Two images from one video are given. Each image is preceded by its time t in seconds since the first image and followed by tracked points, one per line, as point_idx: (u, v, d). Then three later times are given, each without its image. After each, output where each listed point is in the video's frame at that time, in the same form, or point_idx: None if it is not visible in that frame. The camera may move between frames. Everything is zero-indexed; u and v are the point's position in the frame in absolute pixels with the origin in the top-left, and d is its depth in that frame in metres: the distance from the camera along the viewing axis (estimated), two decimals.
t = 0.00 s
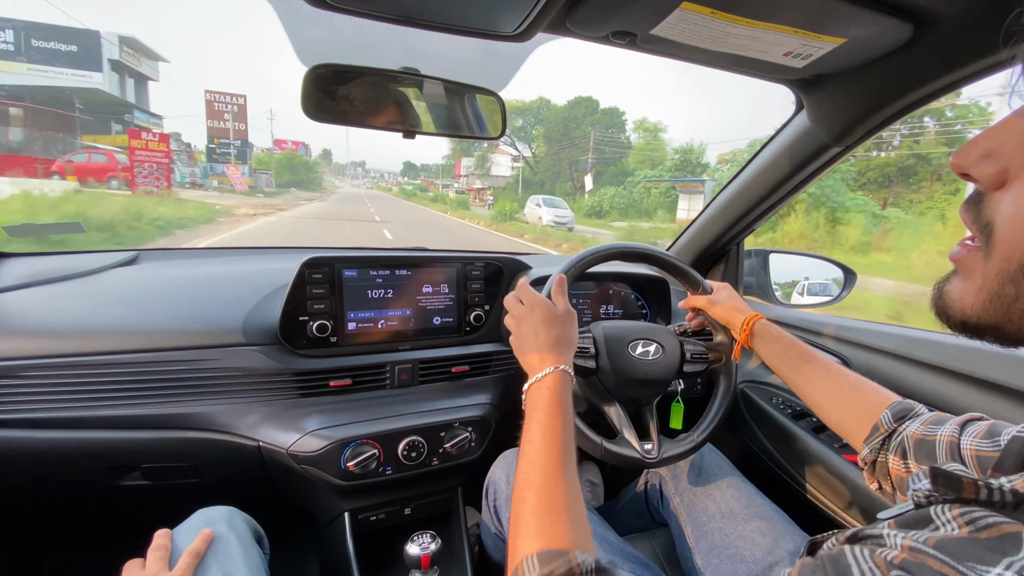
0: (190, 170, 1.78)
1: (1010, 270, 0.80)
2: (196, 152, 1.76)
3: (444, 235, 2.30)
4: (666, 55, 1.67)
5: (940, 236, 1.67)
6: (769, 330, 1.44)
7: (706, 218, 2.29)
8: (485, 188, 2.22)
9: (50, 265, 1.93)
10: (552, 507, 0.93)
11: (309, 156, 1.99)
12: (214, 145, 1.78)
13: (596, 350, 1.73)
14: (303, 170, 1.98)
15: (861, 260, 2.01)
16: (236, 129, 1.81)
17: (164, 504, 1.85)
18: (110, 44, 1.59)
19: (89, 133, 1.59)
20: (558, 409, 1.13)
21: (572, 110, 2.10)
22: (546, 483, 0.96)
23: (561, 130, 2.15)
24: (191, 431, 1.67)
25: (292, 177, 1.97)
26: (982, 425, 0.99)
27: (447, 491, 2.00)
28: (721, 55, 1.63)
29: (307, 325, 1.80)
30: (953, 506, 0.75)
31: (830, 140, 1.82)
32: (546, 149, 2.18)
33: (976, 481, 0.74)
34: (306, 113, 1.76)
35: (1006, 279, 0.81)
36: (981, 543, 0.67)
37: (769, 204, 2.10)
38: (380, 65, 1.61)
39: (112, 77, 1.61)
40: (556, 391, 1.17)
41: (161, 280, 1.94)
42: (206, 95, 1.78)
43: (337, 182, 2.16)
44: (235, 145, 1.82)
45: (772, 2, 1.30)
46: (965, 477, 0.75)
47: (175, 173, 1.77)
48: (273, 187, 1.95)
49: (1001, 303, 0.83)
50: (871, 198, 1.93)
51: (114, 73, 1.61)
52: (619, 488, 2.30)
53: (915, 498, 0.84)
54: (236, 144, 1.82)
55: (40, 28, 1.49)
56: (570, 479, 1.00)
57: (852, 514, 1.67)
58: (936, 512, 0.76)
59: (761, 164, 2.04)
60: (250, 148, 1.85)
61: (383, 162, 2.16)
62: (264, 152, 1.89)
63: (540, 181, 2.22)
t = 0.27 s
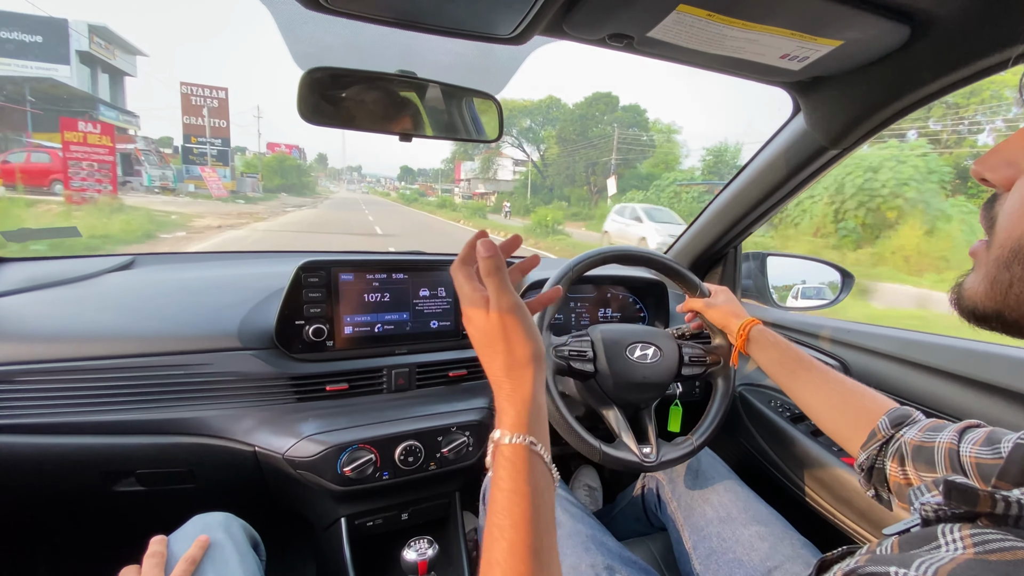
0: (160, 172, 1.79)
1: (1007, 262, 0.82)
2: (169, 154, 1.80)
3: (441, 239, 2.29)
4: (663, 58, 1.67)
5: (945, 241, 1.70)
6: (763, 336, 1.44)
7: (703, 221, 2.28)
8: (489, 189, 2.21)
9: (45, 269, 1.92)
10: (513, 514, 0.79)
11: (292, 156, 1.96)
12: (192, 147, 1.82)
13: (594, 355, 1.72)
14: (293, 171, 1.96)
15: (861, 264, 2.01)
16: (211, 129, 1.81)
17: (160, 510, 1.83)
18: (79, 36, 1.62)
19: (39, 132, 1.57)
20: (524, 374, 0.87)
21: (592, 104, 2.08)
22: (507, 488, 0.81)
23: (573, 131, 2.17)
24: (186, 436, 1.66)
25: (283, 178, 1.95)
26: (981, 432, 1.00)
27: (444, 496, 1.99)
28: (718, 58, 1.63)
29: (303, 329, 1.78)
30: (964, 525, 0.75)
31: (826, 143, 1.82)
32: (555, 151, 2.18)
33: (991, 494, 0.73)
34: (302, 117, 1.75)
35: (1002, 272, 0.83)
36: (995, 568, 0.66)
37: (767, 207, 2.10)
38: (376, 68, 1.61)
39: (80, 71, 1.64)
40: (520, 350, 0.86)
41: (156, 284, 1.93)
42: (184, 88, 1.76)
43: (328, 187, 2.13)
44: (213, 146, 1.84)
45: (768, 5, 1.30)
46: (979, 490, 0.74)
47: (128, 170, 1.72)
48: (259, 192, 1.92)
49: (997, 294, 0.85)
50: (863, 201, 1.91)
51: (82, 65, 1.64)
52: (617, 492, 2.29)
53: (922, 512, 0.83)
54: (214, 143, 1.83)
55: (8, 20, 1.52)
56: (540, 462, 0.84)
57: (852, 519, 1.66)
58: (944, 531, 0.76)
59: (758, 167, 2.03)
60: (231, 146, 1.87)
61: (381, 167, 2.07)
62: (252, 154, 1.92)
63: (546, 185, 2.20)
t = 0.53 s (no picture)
0: (122, 173, 1.69)
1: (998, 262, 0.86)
2: (134, 154, 1.66)
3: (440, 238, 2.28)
4: (662, 57, 1.67)
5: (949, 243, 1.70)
6: (759, 337, 1.44)
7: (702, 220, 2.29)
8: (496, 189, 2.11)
9: (44, 270, 1.92)
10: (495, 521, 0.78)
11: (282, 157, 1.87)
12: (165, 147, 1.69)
13: (593, 354, 1.72)
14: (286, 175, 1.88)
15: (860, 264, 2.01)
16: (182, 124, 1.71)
17: (159, 510, 1.83)
18: (40, 19, 1.46)
19: None
20: (496, 379, 0.84)
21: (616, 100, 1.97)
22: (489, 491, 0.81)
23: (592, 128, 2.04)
24: (186, 436, 1.66)
25: (275, 181, 1.87)
26: (981, 435, 1.00)
27: (445, 495, 1.99)
28: (716, 57, 1.63)
29: (303, 329, 1.79)
30: (958, 518, 0.76)
31: (825, 142, 1.83)
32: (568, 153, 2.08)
33: (985, 489, 0.74)
34: (302, 118, 1.75)
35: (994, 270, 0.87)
36: (986, 561, 0.66)
37: (766, 207, 2.10)
38: (376, 69, 1.61)
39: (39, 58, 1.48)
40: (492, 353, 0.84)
41: (156, 285, 1.93)
42: (153, 76, 1.65)
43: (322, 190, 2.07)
44: (187, 143, 1.73)
45: (766, 4, 1.30)
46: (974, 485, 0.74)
47: (80, 169, 1.64)
48: (244, 196, 1.86)
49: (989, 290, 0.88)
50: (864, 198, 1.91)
51: (43, 52, 1.48)
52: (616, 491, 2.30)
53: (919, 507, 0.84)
54: (190, 139, 1.73)
55: None
56: (521, 467, 0.83)
57: (852, 518, 1.67)
58: (935, 524, 0.77)
59: (756, 166, 2.04)
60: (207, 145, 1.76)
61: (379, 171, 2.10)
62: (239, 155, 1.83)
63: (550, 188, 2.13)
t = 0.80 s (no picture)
0: (68, 173, 1.66)
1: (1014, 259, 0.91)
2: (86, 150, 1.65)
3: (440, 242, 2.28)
4: (661, 60, 1.68)
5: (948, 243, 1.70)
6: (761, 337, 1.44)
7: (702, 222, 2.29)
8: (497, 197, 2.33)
9: (44, 272, 1.92)
10: (474, 551, 0.75)
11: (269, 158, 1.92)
12: (130, 139, 1.69)
13: (594, 357, 1.72)
14: (278, 176, 1.95)
15: (859, 266, 2.02)
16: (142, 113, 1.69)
17: (158, 513, 1.83)
18: None
19: None
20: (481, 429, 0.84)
21: (647, 91, 1.95)
22: (464, 515, 0.78)
23: (621, 124, 2.23)
24: (186, 439, 1.66)
25: (266, 182, 1.94)
26: (987, 439, 0.98)
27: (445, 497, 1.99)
28: (716, 60, 1.64)
29: (303, 331, 1.79)
30: (963, 516, 0.76)
31: (824, 145, 1.83)
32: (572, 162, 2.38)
33: (989, 487, 0.73)
34: (303, 121, 1.76)
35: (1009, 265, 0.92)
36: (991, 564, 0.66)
37: (766, 209, 2.10)
38: (378, 73, 1.62)
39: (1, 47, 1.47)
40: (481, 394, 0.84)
41: (156, 287, 1.94)
42: (114, 57, 1.64)
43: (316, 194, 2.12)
44: (152, 139, 1.72)
45: (766, 8, 1.31)
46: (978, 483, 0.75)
47: (15, 167, 1.57)
48: (228, 199, 1.92)
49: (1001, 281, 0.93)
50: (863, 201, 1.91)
51: None
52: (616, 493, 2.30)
53: (923, 507, 0.84)
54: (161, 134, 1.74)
55: None
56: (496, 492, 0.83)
57: (854, 521, 1.66)
58: (941, 523, 0.76)
59: (756, 168, 2.04)
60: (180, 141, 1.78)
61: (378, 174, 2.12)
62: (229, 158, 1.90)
63: (543, 199, 2.43)
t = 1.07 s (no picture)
0: None
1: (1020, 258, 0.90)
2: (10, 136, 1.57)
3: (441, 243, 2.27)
4: (662, 62, 1.68)
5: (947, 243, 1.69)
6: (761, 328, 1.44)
7: (702, 223, 2.30)
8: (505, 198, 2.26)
9: (46, 272, 1.92)
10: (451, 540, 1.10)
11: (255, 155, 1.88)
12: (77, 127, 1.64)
13: (594, 358, 1.72)
14: (270, 178, 1.93)
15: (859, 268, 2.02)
16: (96, 97, 1.63)
17: (159, 512, 1.83)
18: None
19: None
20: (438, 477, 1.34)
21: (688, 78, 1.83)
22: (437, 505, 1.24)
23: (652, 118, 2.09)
24: (187, 438, 1.67)
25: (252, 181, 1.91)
26: (988, 431, 0.96)
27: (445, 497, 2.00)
28: (716, 62, 1.64)
29: (305, 331, 1.79)
30: (952, 512, 0.77)
31: (824, 147, 1.84)
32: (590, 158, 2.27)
33: (979, 485, 0.74)
34: (305, 122, 1.77)
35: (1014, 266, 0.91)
36: (982, 554, 0.68)
37: (766, 210, 2.11)
38: (379, 73, 1.62)
39: None
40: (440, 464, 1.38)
41: (158, 286, 1.94)
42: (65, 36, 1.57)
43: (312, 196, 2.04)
44: (102, 131, 1.65)
45: (766, 10, 1.31)
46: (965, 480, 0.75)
47: None
48: (208, 201, 1.89)
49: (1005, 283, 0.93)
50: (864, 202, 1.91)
51: None
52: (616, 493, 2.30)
53: (918, 507, 0.86)
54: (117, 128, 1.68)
55: None
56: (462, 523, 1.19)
57: (852, 521, 1.67)
58: (932, 517, 0.78)
59: (756, 170, 2.05)
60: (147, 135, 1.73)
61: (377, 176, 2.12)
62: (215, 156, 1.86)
63: (553, 199, 2.33)
